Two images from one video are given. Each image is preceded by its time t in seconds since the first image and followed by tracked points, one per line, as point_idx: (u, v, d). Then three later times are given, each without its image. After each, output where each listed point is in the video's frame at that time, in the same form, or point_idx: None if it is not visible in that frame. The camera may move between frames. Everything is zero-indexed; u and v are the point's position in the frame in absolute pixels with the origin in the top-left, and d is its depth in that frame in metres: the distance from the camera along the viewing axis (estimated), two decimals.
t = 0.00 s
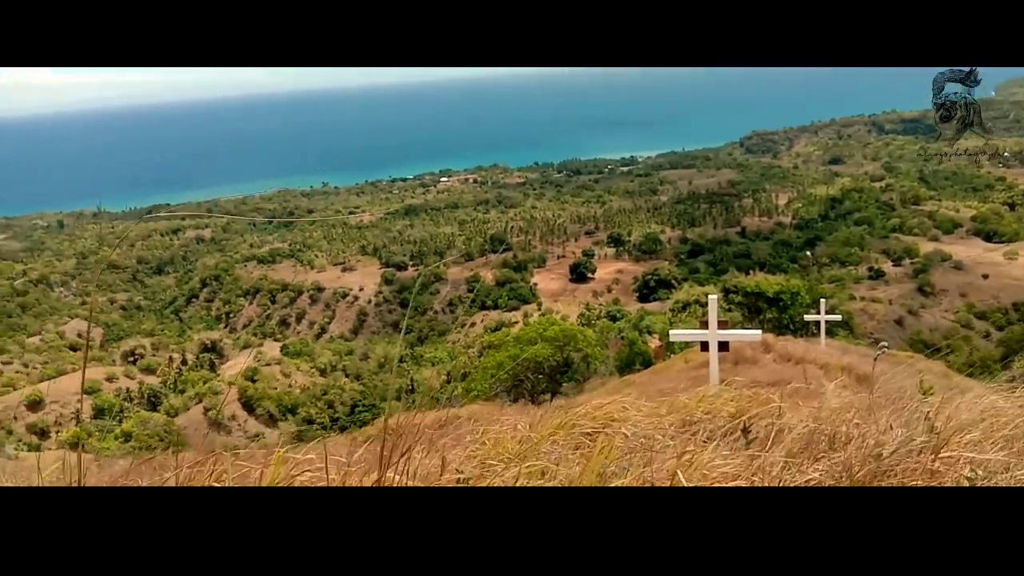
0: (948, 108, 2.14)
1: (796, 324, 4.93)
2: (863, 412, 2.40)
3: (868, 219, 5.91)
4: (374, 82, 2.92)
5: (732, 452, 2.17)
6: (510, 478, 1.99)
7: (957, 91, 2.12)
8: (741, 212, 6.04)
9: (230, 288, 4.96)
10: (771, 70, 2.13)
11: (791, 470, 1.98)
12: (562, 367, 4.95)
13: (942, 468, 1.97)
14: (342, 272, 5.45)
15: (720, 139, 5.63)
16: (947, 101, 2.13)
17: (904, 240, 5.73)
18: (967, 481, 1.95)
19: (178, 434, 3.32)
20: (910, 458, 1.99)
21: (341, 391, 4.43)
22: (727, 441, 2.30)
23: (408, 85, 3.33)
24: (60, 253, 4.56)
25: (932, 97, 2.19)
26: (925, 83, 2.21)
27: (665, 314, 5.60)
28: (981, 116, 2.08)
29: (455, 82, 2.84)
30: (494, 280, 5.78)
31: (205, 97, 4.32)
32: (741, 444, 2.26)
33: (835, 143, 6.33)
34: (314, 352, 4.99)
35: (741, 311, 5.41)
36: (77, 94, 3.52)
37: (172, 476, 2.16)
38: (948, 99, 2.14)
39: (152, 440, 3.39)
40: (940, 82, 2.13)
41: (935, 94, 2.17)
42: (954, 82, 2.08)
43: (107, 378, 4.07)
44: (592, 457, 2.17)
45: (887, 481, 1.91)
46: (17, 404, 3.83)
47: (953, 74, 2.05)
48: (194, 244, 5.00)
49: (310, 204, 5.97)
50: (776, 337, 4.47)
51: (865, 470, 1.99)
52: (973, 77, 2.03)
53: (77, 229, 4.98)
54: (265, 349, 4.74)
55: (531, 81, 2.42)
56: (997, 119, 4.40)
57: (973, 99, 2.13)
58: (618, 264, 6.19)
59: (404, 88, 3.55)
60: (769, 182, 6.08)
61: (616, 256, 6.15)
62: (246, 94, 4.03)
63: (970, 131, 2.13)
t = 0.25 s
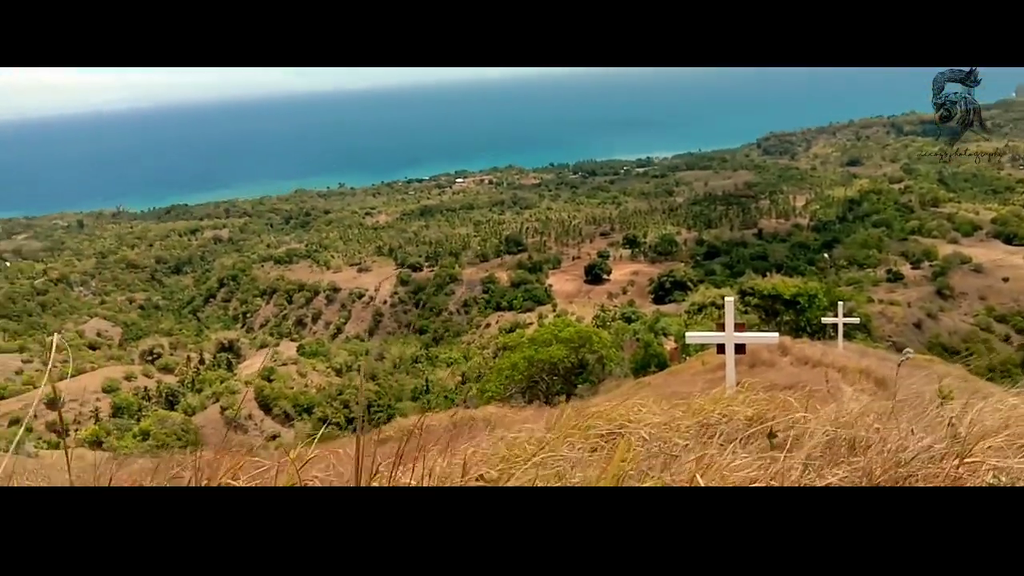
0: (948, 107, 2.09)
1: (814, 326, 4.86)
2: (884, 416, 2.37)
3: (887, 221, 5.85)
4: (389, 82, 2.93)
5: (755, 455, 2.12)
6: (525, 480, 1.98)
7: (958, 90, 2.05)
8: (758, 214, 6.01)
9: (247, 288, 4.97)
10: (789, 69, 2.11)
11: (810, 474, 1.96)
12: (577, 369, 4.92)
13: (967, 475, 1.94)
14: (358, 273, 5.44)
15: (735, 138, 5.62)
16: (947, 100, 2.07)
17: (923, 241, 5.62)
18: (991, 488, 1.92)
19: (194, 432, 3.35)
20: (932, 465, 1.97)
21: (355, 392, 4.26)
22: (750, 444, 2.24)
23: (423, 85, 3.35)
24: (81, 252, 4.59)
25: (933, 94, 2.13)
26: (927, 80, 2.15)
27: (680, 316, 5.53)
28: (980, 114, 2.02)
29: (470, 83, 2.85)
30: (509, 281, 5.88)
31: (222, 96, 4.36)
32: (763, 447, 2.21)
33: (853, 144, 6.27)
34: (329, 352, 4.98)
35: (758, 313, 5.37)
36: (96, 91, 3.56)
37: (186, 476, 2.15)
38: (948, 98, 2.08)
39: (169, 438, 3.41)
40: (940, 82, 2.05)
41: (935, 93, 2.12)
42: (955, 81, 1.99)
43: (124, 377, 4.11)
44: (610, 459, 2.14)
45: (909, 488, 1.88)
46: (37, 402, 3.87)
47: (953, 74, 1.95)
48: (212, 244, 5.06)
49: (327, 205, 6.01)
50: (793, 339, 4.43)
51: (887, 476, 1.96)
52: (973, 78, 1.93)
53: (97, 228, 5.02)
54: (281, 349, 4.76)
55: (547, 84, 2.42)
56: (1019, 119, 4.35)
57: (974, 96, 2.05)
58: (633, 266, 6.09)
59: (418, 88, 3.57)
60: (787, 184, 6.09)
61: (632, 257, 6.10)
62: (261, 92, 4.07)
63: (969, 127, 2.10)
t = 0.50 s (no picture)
0: (950, 107, 2.56)
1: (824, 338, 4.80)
2: (893, 431, 2.36)
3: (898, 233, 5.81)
4: (398, 84, 2.95)
5: (765, 471, 2.11)
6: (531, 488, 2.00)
7: (957, 92, 2.52)
8: (769, 225, 6.01)
9: (257, 295, 4.77)
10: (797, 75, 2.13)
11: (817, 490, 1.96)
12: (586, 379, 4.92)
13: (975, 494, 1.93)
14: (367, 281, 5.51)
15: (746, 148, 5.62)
16: (949, 100, 2.54)
17: (935, 254, 5.59)
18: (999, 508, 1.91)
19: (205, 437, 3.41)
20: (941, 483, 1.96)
21: (364, 400, 4.43)
22: (762, 459, 2.22)
23: (433, 92, 3.35)
24: (93, 258, 4.64)
25: (935, 98, 2.60)
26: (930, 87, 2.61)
27: (690, 327, 5.50)
28: (979, 110, 2.51)
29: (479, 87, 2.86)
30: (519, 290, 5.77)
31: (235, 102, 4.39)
32: (772, 461, 2.21)
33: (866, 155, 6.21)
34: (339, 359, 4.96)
35: (768, 325, 5.34)
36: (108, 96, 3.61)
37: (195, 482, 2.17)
38: (949, 98, 2.55)
39: (179, 444, 3.44)
40: (942, 85, 2.52)
41: (937, 95, 2.59)
42: (954, 81, 2.47)
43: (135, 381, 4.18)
44: (620, 474, 2.13)
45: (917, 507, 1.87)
46: (48, 407, 3.90)
47: (953, 74, 2.44)
48: (223, 250, 5.16)
49: (338, 212, 6.17)
50: (803, 351, 4.42)
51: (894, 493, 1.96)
52: (970, 76, 2.41)
53: (110, 234, 5.05)
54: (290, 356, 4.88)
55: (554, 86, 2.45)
56: None
57: (971, 100, 2.55)
58: (643, 276, 6.08)
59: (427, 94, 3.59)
60: (798, 196, 6.08)
61: (641, 267, 6.12)
62: (272, 97, 4.09)
63: (967, 123, 2.58)
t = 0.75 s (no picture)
0: (951, 107, 2.10)
1: (843, 345, 4.74)
2: (914, 440, 2.33)
3: (917, 240, 5.77)
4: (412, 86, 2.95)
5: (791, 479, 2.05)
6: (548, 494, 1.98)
7: (959, 90, 2.07)
8: (786, 232, 5.98)
9: (275, 298, 5.04)
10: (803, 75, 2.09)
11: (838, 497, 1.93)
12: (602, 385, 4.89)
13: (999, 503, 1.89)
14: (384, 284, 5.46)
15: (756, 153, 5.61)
16: (949, 100, 2.09)
17: (955, 261, 5.53)
18: None
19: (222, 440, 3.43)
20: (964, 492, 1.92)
21: (379, 404, 4.40)
22: (787, 469, 2.17)
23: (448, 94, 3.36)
24: (113, 261, 4.74)
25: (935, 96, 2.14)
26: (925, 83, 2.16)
27: (706, 333, 5.47)
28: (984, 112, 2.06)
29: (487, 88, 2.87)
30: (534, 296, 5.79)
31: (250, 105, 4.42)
32: (791, 468, 2.18)
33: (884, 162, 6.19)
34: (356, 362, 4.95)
35: (785, 331, 5.29)
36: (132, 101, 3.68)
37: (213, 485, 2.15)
38: (948, 98, 2.09)
39: (195, 445, 3.46)
40: (941, 82, 2.07)
41: (935, 93, 2.13)
42: (955, 81, 2.01)
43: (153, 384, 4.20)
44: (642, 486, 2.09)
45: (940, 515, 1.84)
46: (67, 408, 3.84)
47: (953, 73, 1.98)
48: (241, 254, 5.17)
49: (355, 217, 6.20)
50: (821, 358, 4.38)
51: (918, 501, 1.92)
52: (974, 76, 1.96)
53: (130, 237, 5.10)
54: (306, 358, 4.73)
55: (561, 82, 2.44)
56: None
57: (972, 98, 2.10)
58: (659, 281, 6.05)
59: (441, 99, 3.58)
60: (816, 202, 6.03)
61: (657, 273, 6.09)
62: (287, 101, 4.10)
63: (968, 126, 2.13)
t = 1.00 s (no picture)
0: (950, 108, 1.97)
1: (867, 343, 4.70)
2: (938, 439, 2.30)
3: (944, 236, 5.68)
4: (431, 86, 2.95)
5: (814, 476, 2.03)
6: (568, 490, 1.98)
7: (958, 89, 1.95)
8: (810, 227, 5.93)
9: (298, 294, 5.01)
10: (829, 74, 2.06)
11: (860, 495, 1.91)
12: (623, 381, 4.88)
13: None
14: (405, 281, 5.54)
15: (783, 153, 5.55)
16: (947, 101, 1.96)
17: (983, 257, 5.44)
18: None
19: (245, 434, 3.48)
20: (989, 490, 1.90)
21: (401, 399, 4.41)
22: (810, 467, 2.15)
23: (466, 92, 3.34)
24: (139, 257, 4.75)
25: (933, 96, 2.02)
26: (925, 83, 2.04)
27: (729, 330, 5.44)
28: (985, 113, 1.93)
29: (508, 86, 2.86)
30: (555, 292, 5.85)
31: (273, 103, 4.44)
32: (813, 465, 2.16)
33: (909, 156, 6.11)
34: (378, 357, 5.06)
35: (809, 328, 5.26)
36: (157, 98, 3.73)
37: (236, 478, 2.17)
38: (948, 98, 1.97)
39: (219, 439, 3.50)
40: (940, 82, 1.95)
41: (935, 92, 2.00)
42: (954, 81, 1.90)
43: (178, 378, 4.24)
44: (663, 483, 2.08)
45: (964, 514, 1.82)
46: (93, 403, 3.97)
47: (953, 73, 1.88)
48: (264, 250, 5.22)
49: (377, 213, 6.20)
50: (844, 355, 4.34)
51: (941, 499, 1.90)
52: (975, 75, 1.86)
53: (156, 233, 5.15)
54: (329, 354, 4.84)
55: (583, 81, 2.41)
56: None
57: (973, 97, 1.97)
58: (681, 277, 6.09)
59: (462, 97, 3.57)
60: (841, 196, 5.83)
61: (679, 269, 6.14)
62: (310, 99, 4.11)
63: (968, 127, 2.00)
